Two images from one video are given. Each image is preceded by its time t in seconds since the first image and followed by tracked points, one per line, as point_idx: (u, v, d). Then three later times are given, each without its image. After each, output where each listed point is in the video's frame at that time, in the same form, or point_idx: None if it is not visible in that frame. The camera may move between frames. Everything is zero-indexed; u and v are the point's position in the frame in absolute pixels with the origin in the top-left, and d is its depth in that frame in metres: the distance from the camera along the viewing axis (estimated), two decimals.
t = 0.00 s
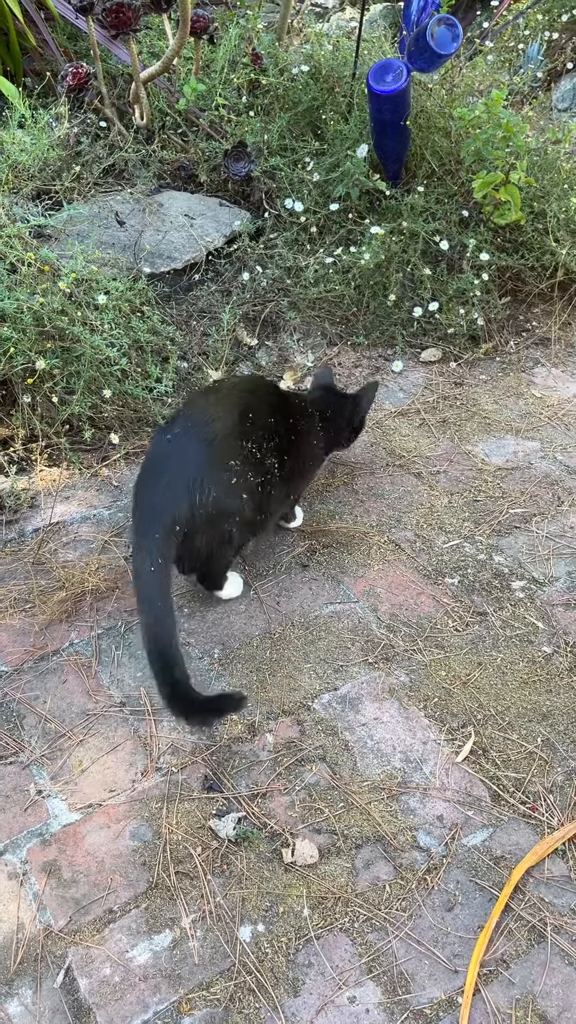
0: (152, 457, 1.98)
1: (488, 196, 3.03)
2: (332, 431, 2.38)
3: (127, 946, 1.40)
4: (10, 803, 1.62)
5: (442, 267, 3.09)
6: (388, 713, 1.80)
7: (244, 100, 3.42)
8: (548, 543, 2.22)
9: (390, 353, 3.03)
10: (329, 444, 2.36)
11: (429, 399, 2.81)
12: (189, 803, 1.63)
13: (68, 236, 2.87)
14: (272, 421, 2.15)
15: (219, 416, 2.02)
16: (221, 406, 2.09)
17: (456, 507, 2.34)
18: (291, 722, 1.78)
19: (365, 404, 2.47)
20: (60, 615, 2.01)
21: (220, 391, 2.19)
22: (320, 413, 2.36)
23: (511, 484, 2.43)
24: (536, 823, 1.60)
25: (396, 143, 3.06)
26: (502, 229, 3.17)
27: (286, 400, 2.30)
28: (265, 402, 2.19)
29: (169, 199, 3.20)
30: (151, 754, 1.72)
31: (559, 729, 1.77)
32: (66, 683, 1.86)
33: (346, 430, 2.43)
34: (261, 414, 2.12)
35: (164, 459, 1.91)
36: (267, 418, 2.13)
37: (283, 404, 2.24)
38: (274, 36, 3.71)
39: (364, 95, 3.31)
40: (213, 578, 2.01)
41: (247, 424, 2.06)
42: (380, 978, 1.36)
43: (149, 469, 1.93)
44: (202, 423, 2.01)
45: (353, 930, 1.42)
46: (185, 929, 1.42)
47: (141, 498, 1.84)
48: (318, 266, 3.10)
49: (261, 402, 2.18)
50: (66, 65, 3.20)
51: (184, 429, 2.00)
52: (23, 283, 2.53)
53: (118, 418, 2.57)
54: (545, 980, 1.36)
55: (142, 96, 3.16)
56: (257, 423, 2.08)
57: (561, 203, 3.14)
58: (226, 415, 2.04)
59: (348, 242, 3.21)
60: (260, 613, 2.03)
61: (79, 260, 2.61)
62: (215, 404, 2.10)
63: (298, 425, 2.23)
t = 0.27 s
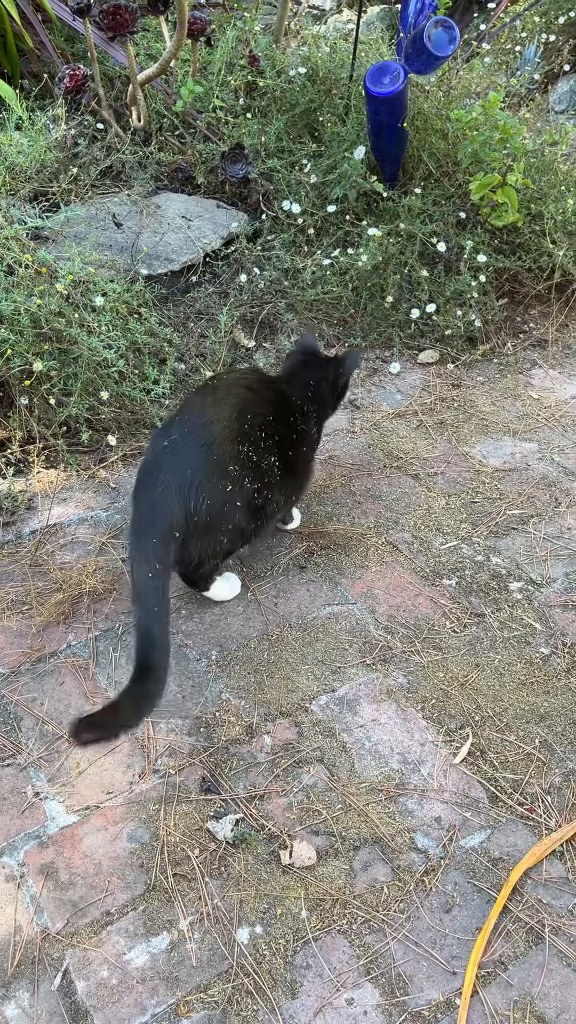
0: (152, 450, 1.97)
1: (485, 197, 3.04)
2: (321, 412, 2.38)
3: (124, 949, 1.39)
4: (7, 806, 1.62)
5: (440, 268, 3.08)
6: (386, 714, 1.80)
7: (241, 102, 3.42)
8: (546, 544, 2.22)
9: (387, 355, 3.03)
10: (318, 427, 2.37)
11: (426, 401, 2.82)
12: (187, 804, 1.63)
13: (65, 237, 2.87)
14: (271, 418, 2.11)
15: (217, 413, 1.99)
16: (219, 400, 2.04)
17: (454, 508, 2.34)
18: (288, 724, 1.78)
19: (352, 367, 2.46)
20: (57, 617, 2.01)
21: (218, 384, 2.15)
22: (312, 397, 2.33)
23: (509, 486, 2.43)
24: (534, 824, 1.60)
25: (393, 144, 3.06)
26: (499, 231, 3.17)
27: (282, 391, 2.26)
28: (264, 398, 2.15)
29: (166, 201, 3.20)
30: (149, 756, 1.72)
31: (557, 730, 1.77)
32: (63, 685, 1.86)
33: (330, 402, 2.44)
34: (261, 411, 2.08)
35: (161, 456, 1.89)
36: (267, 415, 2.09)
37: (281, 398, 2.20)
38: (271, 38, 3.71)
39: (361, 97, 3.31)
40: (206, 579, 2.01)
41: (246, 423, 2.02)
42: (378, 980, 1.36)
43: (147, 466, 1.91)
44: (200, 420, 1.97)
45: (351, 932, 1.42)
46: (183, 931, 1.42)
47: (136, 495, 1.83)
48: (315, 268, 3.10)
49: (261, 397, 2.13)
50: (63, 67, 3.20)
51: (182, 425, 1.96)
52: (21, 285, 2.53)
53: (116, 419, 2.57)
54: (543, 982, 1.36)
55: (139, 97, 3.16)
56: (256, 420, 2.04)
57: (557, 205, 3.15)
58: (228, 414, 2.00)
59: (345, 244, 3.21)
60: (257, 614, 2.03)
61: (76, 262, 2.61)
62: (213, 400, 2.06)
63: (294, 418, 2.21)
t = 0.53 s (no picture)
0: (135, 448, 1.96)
1: (480, 200, 3.05)
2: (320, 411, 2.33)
3: (121, 952, 1.39)
4: (4, 810, 1.62)
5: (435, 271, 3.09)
6: (382, 717, 1.80)
7: (236, 105, 3.43)
8: (542, 546, 2.23)
9: (383, 357, 3.03)
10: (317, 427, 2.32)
11: (422, 403, 2.82)
12: (184, 808, 1.63)
13: (61, 241, 2.88)
14: (260, 416, 2.09)
15: (200, 411, 1.96)
16: (207, 398, 2.02)
17: (449, 510, 2.35)
18: (285, 727, 1.78)
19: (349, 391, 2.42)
20: (53, 621, 2.01)
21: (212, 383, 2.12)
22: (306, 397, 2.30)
23: (504, 488, 2.43)
24: (531, 826, 1.61)
25: (388, 148, 3.06)
26: (494, 234, 3.18)
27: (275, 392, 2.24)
28: (253, 397, 2.12)
29: (162, 204, 3.20)
30: (146, 759, 1.72)
31: (552, 731, 1.77)
32: (59, 689, 1.85)
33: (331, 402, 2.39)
34: (248, 409, 2.06)
35: (141, 455, 1.87)
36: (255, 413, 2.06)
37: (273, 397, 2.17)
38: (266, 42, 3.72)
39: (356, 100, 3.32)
40: (198, 579, 1.99)
41: (232, 421, 1.98)
42: (375, 982, 1.36)
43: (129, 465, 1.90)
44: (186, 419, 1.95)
45: (348, 935, 1.42)
46: (180, 934, 1.42)
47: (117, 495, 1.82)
48: (311, 271, 3.10)
49: (250, 395, 2.11)
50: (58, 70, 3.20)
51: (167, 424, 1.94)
52: (16, 288, 2.53)
53: (111, 422, 2.57)
54: (539, 984, 1.36)
55: (134, 101, 3.17)
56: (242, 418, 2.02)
57: (552, 208, 3.16)
58: (211, 411, 1.97)
59: (341, 247, 3.22)
60: (254, 617, 2.03)
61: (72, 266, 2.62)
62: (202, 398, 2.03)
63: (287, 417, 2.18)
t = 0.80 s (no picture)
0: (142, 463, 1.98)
1: (474, 204, 3.06)
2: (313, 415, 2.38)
3: (116, 957, 1.39)
4: None
5: (429, 274, 3.10)
6: (378, 720, 1.80)
7: (231, 109, 3.44)
8: (536, 548, 2.23)
9: (378, 361, 3.04)
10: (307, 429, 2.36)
11: (417, 406, 2.83)
12: (179, 811, 1.63)
13: (56, 245, 2.88)
14: (258, 423, 2.16)
15: (207, 424, 2.00)
16: (207, 409, 2.06)
17: (444, 513, 2.35)
18: (280, 730, 1.78)
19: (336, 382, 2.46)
20: (48, 625, 2.01)
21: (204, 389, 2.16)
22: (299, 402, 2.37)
23: (499, 491, 2.43)
24: (526, 828, 1.61)
25: (382, 152, 3.07)
26: (488, 238, 3.19)
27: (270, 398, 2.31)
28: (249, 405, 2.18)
29: (157, 209, 3.21)
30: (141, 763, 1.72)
31: (547, 733, 1.77)
32: (54, 693, 1.85)
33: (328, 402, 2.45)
34: (247, 417, 2.12)
35: (151, 470, 1.90)
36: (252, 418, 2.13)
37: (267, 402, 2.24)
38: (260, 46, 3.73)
39: (350, 104, 3.33)
40: (205, 584, 2.02)
41: (236, 430, 2.04)
42: (371, 985, 1.36)
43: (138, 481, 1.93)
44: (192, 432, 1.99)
45: (344, 938, 1.42)
46: (175, 938, 1.42)
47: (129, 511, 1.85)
48: (305, 275, 3.11)
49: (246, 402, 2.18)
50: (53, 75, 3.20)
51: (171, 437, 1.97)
52: (11, 292, 2.54)
53: (106, 426, 2.57)
54: (535, 986, 1.36)
55: (128, 105, 3.17)
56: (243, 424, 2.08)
57: (546, 212, 3.18)
58: (216, 422, 2.02)
59: (335, 250, 3.22)
60: (249, 620, 2.03)
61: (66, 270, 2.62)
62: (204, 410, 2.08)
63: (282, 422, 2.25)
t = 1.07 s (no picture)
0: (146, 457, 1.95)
1: (468, 208, 3.07)
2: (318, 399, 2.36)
3: (111, 962, 1.39)
4: None
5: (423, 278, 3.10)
6: (372, 724, 1.80)
7: (225, 115, 3.44)
8: (530, 551, 2.24)
9: (372, 365, 3.04)
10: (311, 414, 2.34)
11: (411, 410, 2.83)
12: (173, 816, 1.63)
13: (50, 250, 2.88)
14: (263, 412, 2.11)
15: (211, 417, 1.96)
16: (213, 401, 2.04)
17: (438, 517, 2.35)
18: (275, 734, 1.78)
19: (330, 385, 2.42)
20: (42, 630, 2.01)
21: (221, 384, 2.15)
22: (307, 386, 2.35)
23: (493, 494, 2.44)
24: (521, 832, 1.61)
25: (375, 156, 3.08)
26: (482, 242, 3.20)
27: (280, 382, 2.29)
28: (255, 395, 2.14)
29: (151, 213, 3.21)
30: (135, 768, 1.72)
31: (542, 736, 1.78)
32: (48, 698, 1.85)
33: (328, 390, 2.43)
34: (251, 407, 2.08)
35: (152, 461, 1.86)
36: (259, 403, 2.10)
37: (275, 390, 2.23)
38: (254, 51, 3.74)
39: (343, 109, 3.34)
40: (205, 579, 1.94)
41: (238, 419, 2.00)
42: (366, 989, 1.36)
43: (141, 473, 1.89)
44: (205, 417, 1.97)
45: (339, 943, 1.42)
46: (170, 944, 1.42)
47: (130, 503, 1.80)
48: (299, 279, 3.11)
49: (252, 387, 2.16)
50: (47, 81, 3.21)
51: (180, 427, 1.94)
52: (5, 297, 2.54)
53: (101, 431, 2.57)
54: (530, 990, 1.36)
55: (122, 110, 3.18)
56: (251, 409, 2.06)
57: (539, 216, 3.19)
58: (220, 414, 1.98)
59: (329, 255, 3.23)
60: (243, 625, 2.03)
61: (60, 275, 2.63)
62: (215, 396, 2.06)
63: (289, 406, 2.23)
